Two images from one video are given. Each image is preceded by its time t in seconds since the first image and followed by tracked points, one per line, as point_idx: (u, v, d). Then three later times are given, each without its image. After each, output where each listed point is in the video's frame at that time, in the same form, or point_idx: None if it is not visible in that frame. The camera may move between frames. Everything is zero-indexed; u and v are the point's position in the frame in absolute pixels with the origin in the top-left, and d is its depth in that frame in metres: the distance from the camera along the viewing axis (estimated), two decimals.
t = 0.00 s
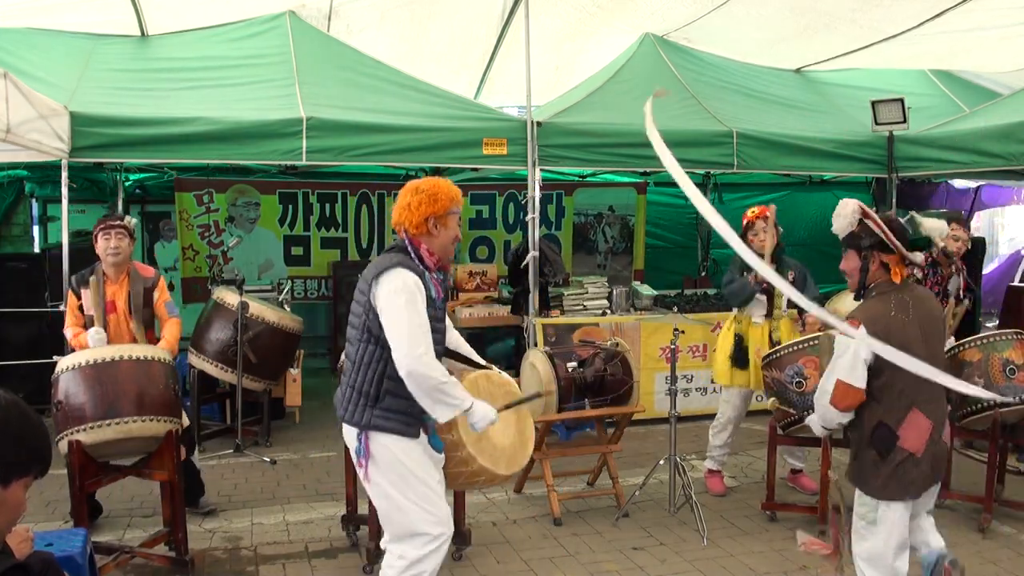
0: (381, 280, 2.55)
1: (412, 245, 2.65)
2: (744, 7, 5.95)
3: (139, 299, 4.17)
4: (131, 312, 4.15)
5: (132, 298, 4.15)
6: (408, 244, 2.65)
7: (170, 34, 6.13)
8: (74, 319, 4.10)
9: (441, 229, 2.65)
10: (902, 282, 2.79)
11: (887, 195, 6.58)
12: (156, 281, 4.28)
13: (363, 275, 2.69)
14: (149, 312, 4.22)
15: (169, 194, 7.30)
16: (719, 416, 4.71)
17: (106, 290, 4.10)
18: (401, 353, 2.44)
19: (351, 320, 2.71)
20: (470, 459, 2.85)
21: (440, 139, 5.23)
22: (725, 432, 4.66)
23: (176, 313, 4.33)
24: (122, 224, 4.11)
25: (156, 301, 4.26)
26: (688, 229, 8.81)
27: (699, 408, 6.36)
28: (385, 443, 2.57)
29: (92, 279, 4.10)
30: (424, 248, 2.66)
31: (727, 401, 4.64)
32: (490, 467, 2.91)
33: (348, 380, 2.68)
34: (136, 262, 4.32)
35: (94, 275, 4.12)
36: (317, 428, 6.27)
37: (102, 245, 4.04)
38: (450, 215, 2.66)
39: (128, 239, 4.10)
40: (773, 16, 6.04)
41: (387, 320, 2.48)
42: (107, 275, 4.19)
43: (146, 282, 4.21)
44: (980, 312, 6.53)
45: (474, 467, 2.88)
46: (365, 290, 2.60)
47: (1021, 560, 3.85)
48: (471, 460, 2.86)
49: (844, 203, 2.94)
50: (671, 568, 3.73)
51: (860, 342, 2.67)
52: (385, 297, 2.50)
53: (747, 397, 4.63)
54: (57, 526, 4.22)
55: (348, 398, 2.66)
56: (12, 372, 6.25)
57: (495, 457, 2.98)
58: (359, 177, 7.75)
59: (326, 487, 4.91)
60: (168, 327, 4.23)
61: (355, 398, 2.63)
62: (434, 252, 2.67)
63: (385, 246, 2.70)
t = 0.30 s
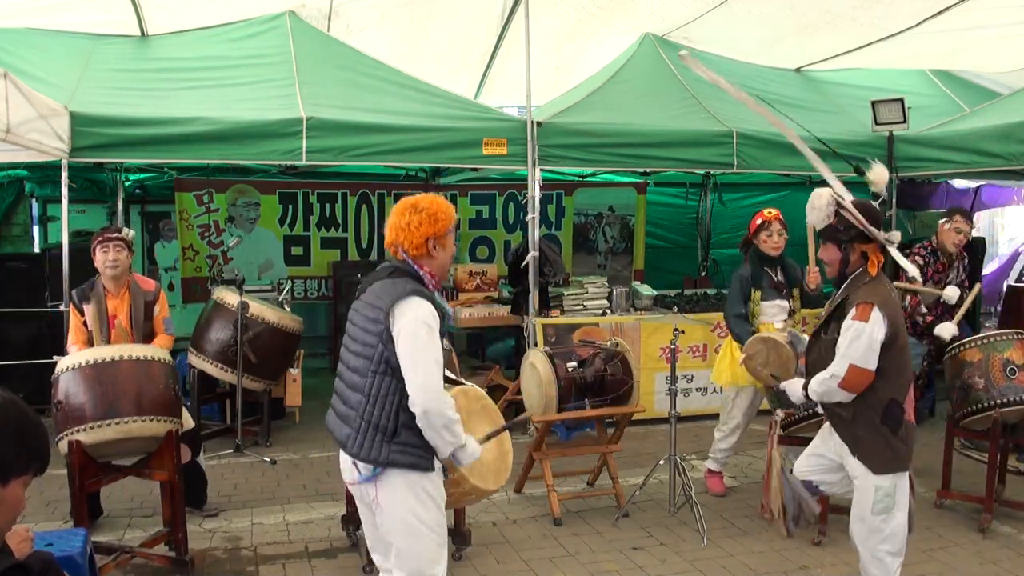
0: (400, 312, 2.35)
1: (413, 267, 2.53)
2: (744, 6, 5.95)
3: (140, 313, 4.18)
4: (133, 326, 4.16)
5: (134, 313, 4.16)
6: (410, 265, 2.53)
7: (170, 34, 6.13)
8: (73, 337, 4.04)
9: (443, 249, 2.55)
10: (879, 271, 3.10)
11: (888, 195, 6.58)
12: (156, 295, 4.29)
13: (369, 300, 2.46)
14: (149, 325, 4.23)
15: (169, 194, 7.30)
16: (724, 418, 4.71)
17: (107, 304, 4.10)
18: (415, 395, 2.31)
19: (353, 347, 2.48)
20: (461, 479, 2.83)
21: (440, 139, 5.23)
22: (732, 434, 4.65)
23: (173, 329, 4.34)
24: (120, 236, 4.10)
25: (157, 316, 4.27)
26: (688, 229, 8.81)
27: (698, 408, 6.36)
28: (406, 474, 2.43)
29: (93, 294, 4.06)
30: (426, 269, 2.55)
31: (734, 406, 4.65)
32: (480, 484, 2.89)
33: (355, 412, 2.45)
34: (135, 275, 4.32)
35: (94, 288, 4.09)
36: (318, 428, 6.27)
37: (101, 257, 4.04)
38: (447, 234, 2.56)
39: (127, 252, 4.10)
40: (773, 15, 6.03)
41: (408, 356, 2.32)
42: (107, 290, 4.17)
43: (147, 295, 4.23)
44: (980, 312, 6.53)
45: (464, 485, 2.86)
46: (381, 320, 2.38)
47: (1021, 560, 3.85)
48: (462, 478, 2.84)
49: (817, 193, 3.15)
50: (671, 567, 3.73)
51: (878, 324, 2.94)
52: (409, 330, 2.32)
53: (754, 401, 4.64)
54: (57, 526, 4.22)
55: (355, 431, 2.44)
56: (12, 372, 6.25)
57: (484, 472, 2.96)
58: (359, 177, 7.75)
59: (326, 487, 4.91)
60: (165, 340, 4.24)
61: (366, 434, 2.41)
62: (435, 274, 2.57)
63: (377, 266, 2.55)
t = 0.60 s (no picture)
0: (393, 276, 2.40)
1: (402, 233, 2.60)
2: (744, 6, 5.95)
3: (137, 286, 4.18)
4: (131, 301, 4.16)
5: (132, 286, 4.16)
6: (399, 231, 2.59)
7: (170, 33, 6.13)
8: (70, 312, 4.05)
9: (433, 220, 2.63)
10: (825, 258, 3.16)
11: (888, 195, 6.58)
12: (154, 269, 4.31)
13: (360, 266, 2.50)
14: (148, 300, 4.25)
15: (169, 194, 7.30)
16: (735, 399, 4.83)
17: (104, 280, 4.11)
18: (425, 350, 2.32)
19: (344, 312, 2.51)
20: (434, 457, 2.98)
21: (441, 139, 5.23)
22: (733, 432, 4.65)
23: (173, 304, 4.36)
24: (116, 216, 4.11)
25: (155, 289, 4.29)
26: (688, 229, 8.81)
27: (699, 408, 6.36)
28: (401, 439, 2.49)
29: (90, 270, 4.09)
30: (415, 237, 2.61)
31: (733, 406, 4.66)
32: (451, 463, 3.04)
33: (348, 376, 2.48)
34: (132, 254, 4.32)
35: (92, 265, 4.11)
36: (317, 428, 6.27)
37: (97, 238, 4.04)
38: (444, 208, 2.63)
39: (123, 233, 4.10)
40: (773, 15, 6.03)
41: (401, 316, 2.36)
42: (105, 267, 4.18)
43: (145, 270, 4.24)
44: (980, 312, 6.54)
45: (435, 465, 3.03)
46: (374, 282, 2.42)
47: (1021, 560, 3.85)
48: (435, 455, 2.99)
49: (766, 193, 3.04)
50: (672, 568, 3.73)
51: (850, 304, 2.99)
52: (405, 289, 2.37)
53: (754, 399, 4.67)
54: (57, 526, 4.22)
55: (349, 395, 2.46)
56: (12, 372, 6.25)
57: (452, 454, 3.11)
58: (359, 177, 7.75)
59: (326, 487, 4.91)
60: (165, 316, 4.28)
61: (362, 396, 2.45)
62: (424, 243, 2.63)
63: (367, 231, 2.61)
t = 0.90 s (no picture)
0: (405, 300, 2.27)
1: (404, 257, 2.43)
2: (744, 5, 5.95)
3: (135, 290, 4.17)
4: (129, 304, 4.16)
5: (129, 289, 4.15)
6: (401, 255, 2.43)
7: (169, 34, 6.13)
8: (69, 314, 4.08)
9: (434, 244, 2.47)
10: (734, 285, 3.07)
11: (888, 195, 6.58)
12: (153, 271, 4.27)
13: (367, 289, 2.34)
14: (146, 302, 4.22)
15: (169, 194, 7.30)
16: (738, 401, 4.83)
17: (103, 282, 4.10)
18: (451, 378, 2.21)
19: (349, 336, 2.33)
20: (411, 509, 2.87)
21: (441, 139, 5.23)
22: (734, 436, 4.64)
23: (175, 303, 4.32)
24: (118, 219, 4.10)
25: (155, 290, 4.25)
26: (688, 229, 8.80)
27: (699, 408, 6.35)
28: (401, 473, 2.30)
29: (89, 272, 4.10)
30: (417, 262, 2.45)
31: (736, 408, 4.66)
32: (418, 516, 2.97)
33: (355, 404, 2.28)
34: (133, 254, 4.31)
35: (91, 266, 4.12)
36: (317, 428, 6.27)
37: (99, 240, 4.04)
38: (445, 232, 2.50)
39: (124, 236, 4.09)
40: (773, 15, 6.03)
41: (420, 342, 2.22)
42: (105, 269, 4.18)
43: (143, 273, 4.21)
44: (980, 312, 6.54)
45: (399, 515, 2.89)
46: (385, 305, 2.27)
47: (1021, 560, 3.85)
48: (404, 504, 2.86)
49: (703, 213, 2.86)
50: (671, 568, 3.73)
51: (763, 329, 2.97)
52: (422, 314, 2.24)
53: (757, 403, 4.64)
54: (57, 526, 4.22)
55: (355, 424, 2.27)
56: (12, 372, 6.25)
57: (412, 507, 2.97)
58: (360, 177, 7.75)
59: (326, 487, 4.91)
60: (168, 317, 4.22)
61: (368, 427, 2.26)
62: (428, 268, 2.48)
63: (368, 254, 2.44)
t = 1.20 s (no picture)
0: (481, 346, 2.07)
1: (446, 292, 2.18)
2: (743, 5, 5.95)
3: (140, 313, 4.18)
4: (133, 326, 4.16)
5: (133, 310, 4.16)
6: (446, 290, 2.17)
7: (170, 34, 6.13)
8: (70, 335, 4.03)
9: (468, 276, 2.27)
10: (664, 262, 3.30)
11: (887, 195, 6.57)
12: (155, 292, 4.29)
13: (431, 331, 2.06)
14: (149, 323, 4.23)
15: (169, 194, 7.30)
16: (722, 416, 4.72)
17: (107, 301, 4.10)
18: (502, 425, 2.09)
19: (418, 385, 2.00)
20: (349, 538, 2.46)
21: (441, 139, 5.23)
22: (729, 435, 4.66)
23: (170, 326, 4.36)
24: (120, 233, 4.10)
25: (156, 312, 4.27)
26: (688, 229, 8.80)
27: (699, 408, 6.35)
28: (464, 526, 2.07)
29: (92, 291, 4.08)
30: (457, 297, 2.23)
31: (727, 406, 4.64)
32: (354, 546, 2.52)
33: (430, 461, 1.98)
34: (133, 272, 4.31)
35: (95, 285, 4.11)
36: (317, 428, 6.27)
37: (100, 255, 4.04)
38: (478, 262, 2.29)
39: (126, 249, 4.09)
40: (773, 14, 6.03)
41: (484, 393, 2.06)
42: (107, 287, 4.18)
43: (147, 294, 4.22)
44: (980, 312, 6.54)
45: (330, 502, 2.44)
46: (462, 351, 2.04)
47: (1022, 560, 3.85)
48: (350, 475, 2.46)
49: (636, 196, 3.05)
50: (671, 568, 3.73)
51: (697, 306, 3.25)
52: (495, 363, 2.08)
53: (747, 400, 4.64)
54: (57, 526, 4.22)
55: (436, 484, 1.98)
56: (11, 372, 6.24)
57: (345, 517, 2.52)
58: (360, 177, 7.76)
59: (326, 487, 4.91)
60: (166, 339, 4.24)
61: (448, 485, 2.00)
62: (463, 303, 2.26)
63: (406, 292, 2.16)
